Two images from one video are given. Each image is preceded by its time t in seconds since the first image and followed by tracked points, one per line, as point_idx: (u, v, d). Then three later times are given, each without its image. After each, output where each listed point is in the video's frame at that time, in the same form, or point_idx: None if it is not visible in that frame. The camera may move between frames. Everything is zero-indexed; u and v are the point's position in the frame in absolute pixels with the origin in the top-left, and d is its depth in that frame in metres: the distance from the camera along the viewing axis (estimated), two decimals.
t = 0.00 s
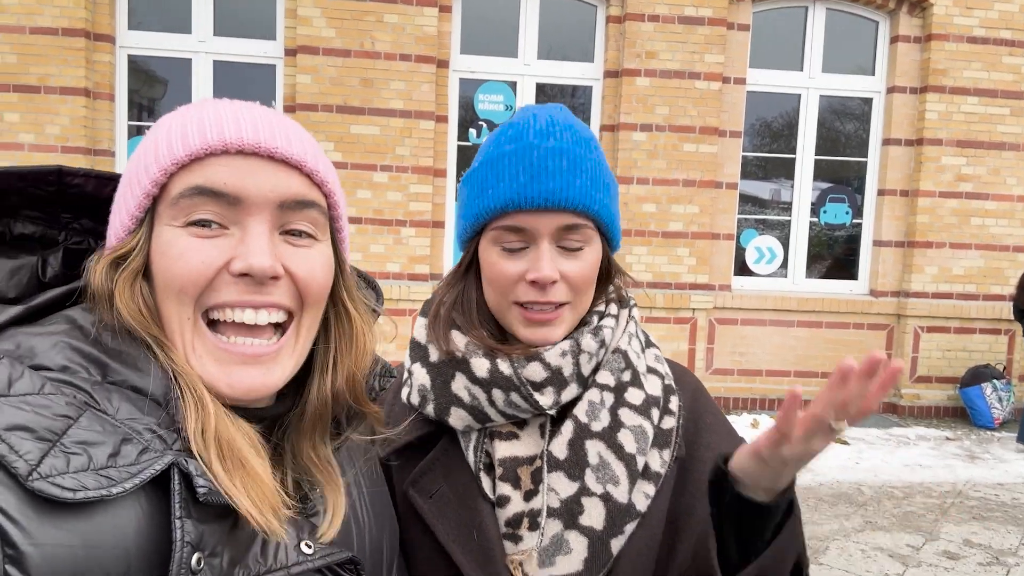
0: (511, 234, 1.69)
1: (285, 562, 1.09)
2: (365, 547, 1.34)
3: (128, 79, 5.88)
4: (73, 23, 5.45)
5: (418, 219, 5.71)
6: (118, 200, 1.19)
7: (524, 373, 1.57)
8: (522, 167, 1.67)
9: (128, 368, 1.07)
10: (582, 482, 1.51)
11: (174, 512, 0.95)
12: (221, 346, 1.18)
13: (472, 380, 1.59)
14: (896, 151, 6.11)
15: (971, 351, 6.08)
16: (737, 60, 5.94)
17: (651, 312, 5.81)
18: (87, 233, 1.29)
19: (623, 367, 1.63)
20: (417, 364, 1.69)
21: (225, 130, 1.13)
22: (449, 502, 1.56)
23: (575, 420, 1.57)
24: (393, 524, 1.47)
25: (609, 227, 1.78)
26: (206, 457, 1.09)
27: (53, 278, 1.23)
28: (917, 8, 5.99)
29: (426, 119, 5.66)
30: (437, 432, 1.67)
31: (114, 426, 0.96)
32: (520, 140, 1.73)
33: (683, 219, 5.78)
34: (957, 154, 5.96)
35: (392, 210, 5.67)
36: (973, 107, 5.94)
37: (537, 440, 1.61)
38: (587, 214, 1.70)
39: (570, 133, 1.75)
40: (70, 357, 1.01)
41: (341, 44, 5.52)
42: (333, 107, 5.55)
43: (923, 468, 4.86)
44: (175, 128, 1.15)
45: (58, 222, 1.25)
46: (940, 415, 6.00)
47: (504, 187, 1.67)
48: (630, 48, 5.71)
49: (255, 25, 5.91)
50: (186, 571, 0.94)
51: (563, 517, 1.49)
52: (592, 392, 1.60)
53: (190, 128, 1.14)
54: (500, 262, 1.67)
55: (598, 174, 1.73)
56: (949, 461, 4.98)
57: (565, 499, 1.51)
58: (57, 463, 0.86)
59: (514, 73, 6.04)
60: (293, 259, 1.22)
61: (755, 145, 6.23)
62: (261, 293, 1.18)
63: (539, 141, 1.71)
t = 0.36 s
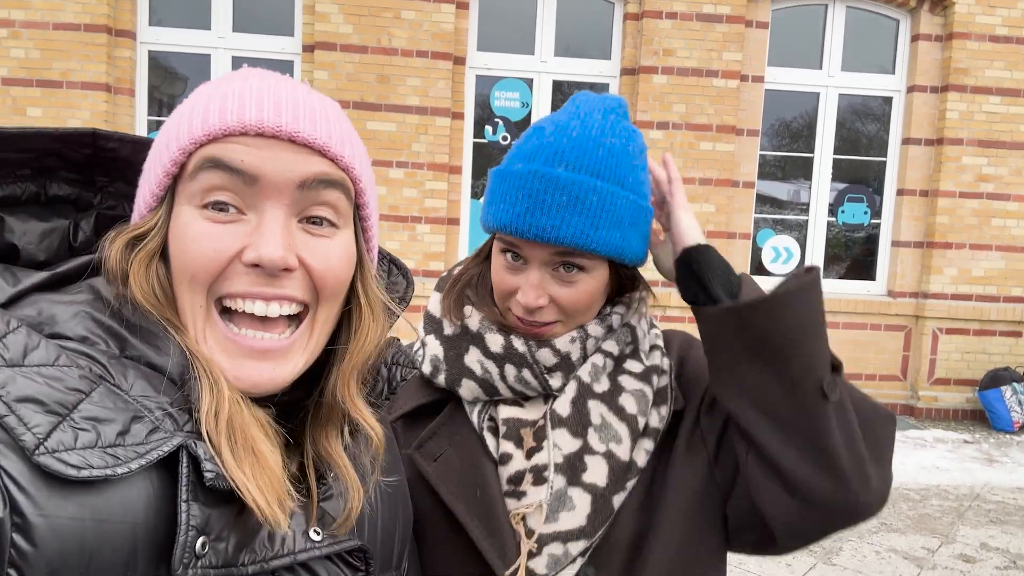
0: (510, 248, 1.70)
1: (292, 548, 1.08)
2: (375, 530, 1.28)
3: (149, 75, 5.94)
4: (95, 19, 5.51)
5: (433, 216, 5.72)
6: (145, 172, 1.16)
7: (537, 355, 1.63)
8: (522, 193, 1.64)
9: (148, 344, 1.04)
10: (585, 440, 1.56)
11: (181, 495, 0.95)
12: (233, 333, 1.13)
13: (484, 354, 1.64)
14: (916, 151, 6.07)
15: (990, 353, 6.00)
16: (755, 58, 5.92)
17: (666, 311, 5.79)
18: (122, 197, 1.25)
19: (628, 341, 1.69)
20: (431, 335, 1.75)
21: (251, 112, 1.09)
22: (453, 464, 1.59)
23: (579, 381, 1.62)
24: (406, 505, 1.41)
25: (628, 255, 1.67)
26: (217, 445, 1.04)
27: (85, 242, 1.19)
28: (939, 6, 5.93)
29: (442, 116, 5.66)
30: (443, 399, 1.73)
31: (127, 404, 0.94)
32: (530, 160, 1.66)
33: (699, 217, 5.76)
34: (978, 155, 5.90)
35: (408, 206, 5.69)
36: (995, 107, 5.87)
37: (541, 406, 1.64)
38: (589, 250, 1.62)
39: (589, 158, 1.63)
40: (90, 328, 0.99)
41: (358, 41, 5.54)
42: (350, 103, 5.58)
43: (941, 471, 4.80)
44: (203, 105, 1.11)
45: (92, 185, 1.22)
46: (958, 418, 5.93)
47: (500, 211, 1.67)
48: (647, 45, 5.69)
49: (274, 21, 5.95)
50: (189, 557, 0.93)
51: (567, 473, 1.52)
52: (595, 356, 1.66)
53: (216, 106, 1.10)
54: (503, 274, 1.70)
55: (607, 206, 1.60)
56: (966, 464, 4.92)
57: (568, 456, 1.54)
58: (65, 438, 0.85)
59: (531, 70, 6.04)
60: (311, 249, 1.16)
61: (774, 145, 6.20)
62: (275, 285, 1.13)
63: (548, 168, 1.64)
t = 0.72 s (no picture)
0: (541, 258, 1.63)
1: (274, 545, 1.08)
2: (365, 537, 1.28)
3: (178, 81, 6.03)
4: (126, 26, 5.60)
5: (455, 224, 5.73)
6: (169, 208, 1.03)
7: (572, 375, 1.59)
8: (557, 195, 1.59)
9: (115, 349, 1.00)
10: (627, 464, 1.54)
11: (161, 491, 0.91)
12: (325, 346, 1.17)
13: (518, 376, 1.59)
14: (945, 165, 5.99)
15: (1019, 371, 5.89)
16: (781, 69, 5.88)
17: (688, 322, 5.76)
18: (78, 225, 1.17)
19: (664, 364, 1.70)
20: (461, 355, 1.68)
21: (328, 149, 1.11)
22: (484, 487, 1.56)
23: (618, 404, 1.60)
24: (393, 512, 1.40)
25: (658, 267, 1.64)
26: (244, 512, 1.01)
27: (40, 275, 1.13)
28: (969, 19, 5.87)
29: (465, 125, 5.67)
30: (471, 419, 1.66)
31: (99, 407, 0.91)
32: (563, 167, 1.63)
33: (722, 229, 5.73)
34: (1008, 170, 5.81)
35: (429, 214, 5.70)
36: None
37: (575, 430, 1.61)
38: (623, 254, 1.58)
39: (624, 164, 1.62)
40: (55, 342, 0.95)
41: (383, 50, 5.58)
42: (374, 111, 5.62)
43: (966, 491, 4.71)
44: (265, 140, 1.07)
45: (45, 216, 1.14)
46: (984, 437, 5.82)
47: (535, 215, 1.61)
48: (672, 56, 5.68)
49: (301, 30, 6.02)
50: (173, 551, 0.90)
51: (610, 499, 1.50)
52: (634, 379, 1.63)
53: (290, 143, 1.08)
54: (533, 285, 1.64)
55: (642, 210, 1.58)
56: (993, 485, 4.82)
57: (612, 481, 1.52)
58: (39, 442, 0.82)
59: (554, 80, 6.05)
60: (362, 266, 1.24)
61: (797, 156, 6.15)
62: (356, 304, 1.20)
63: (582, 169, 1.61)
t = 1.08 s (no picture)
0: (543, 253, 1.69)
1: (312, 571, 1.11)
2: (371, 543, 1.34)
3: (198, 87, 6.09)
4: (148, 32, 5.66)
5: (470, 233, 5.74)
6: (209, 254, 1.04)
7: (591, 389, 1.56)
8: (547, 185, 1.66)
9: (97, 383, 0.97)
10: (653, 493, 1.52)
11: (162, 513, 0.88)
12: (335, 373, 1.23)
13: (537, 391, 1.59)
14: (964, 183, 5.97)
15: None
16: (801, 84, 5.88)
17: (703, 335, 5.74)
18: (42, 270, 1.20)
19: (692, 386, 1.65)
20: (483, 373, 1.69)
21: (345, 190, 1.17)
22: (509, 509, 1.56)
23: (646, 431, 1.57)
24: (394, 523, 1.47)
25: (654, 246, 1.66)
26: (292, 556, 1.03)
27: (9, 322, 1.15)
28: (991, 36, 5.87)
29: (482, 135, 5.70)
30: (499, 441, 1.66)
31: (90, 439, 0.89)
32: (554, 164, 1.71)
33: (739, 243, 5.71)
34: None
35: (445, 223, 5.72)
36: None
37: (600, 452, 1.59)
38: (615, 231, 1.61)
39: (609, 154, 1.68)
40: (36, 385, 0.93)
41: (403, 59, 5.62)
42: (392, 120, 5.65)
43: (985, 512, 4.64)
44: (296, 184, 1.10)
45: (8, 264, 1.17)
46: (1002, 457, 5.76)
47: (530, 209, 1.68)
48: (690, 69, 5.68)
49: (322, 39, 6.08)
50: (183, 571, 0.87)
51: (635, 528, 1.49)
52: (662, 405, 1.59)
53: (318, 187, 1.13)
54: (539, 281, 1.69)
55: (629, 189, 1.62)
56: (1012, 506, 4.75)
57: (637, 510, 1.50)
58: (35, 480, 0.80)
59: (572, 91, 6.07)
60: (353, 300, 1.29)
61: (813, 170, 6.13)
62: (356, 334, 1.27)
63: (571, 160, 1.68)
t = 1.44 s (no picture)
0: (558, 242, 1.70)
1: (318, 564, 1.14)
2: (371, 532, 1.35)
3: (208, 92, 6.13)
4: (159, 36, 5.70)
5: (476, 240, 5.76)
6: (237, 245, 1.04)
7: (584, 389, 1.55)
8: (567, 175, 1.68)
9: (110, 369, 0.97)
10: (640, 502, 1.50)
11: (173, 499, 0.88)
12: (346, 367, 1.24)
13: (535, 385, 1.59)
14: (970, 197, 5.97)
15: None
16: (807, 96, 5.90)
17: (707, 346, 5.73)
18: (51, 254, 1.20)
19: (698, 397, 1.60)
20: (492, 363, 1.69)
21: (365, 187, 1.18)
22: (506, 499, 1.58)
23: (640, 439, 1.55)
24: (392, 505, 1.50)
25: (665, 248, 1.63)
26: (301, 546, 1.03)
27: (18, 306, 1.16)
28: (998, 51, 5.89)
29: (490, 143, 5.72)
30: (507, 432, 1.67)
31: (102, 425, 0.88)
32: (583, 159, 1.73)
33: (744, 254, 5.71)
34: None
35: (451, 230, 5.74)
36: None
37: (591, 453, 1.58)
38: (623, 225, 1.59)
39: (633, 152, 1.67)
40: (48, 369, 0.92)
41: (412, 67, 5.65)
42: (400, 127, 5.68)
43: (988, 527, 4.61)
44: (321, 181, 1.11)
45: (18, 248, 1.18)
46: (1007, 473, 5.73)
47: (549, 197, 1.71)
48: (697, 80, 5.71)
49: (332, 46, 6.13)
50: (191, 557, 0.87)
51: (615, 534, 1.50)
52: (660, 415, 1.56)
53: (341, 185, 1.14)
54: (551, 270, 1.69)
55: (644, 187, 1.61)
56: (1017, 522, 4.72)
57: (620, 517, 1.51)
58: (50, 465, 0.80)
59: (579, 101, 6.10)
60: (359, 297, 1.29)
61: (819, 184, 6.14)
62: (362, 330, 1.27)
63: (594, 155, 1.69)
